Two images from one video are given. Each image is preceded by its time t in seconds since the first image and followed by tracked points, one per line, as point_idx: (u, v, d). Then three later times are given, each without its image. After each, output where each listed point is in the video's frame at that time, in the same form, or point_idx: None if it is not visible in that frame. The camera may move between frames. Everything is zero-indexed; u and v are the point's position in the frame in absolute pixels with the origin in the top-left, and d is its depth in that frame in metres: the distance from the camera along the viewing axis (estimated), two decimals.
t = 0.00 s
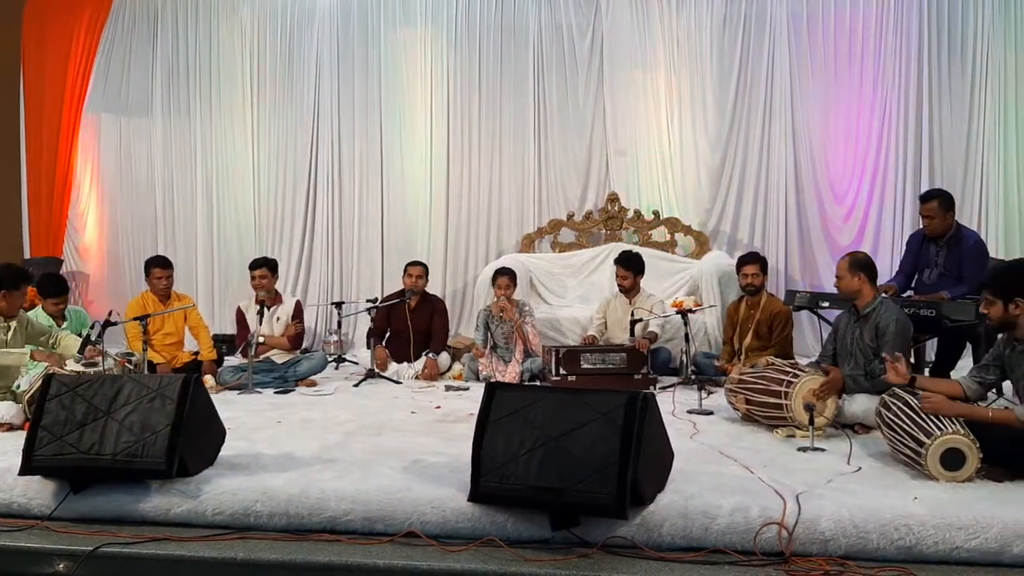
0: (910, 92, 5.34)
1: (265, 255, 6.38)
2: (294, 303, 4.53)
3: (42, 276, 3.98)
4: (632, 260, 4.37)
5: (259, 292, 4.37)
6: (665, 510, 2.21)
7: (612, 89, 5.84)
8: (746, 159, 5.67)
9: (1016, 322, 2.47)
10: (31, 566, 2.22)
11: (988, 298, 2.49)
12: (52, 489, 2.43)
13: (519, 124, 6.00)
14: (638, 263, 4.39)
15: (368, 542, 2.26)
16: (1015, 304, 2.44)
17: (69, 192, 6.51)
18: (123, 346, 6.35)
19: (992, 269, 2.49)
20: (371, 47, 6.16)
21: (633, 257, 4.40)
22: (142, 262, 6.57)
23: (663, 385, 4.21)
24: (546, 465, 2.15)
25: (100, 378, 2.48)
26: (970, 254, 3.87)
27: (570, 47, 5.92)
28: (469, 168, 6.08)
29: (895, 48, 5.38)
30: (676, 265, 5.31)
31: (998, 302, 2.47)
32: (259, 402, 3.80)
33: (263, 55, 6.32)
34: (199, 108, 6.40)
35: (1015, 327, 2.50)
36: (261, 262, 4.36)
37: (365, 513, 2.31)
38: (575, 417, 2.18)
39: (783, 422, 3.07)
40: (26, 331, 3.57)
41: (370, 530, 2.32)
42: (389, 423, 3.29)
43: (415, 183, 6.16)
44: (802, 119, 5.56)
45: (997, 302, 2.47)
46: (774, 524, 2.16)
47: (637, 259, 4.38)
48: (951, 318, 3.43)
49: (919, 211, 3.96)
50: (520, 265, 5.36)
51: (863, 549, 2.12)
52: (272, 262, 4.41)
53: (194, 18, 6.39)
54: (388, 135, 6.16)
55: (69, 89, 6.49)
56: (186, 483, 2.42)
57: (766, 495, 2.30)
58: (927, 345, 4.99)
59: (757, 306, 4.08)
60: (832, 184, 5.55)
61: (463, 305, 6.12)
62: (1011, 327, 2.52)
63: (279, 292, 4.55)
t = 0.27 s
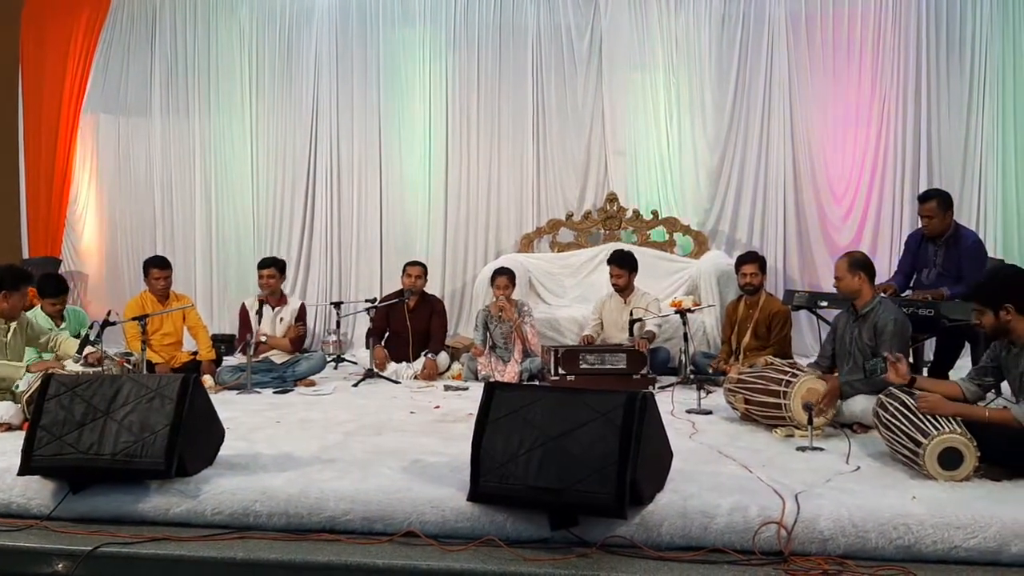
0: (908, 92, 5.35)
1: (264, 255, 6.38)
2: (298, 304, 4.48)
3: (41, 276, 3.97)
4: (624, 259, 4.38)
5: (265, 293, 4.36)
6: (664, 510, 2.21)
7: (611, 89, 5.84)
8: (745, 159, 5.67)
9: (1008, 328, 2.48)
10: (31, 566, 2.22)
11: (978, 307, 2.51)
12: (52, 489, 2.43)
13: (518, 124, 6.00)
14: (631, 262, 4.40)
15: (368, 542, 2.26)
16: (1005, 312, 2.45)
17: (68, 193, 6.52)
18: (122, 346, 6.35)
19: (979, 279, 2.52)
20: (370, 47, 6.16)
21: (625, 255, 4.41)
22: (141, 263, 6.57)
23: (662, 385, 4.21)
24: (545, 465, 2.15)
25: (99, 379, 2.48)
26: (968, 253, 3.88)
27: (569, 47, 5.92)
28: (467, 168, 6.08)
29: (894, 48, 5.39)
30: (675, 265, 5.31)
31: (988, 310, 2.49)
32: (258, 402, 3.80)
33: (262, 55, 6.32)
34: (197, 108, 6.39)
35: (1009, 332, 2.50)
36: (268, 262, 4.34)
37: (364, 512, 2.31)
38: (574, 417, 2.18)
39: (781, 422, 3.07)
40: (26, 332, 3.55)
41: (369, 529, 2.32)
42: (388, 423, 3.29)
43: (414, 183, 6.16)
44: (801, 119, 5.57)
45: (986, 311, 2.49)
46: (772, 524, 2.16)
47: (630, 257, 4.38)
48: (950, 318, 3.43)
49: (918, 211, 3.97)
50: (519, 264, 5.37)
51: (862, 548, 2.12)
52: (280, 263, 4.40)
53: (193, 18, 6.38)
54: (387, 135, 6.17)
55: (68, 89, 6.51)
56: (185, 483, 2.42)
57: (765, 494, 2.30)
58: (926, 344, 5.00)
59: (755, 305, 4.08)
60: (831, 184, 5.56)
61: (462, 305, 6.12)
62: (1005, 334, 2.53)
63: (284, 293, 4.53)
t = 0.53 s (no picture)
0: (906, 93, 5.36)
1: (264, 255, 6.38)
2: (304, 307, 4.51)
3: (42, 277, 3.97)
4: (621, 257, 4.40)
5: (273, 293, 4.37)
6: (663, 509, 2.21)
7: (610, 89, 5.84)
8: (744, 159, 5.68)
9: (1007, 329, 2.48)
10: (31, 566, 2.22)
11: (976, 310, 2.52)
12: (52, 489, 2.43)
13: (517, 124, 6.01)
14: (628, 258, 4.44)
15: (367, 541, 2.27)
16: (1004, 313, 2.46)
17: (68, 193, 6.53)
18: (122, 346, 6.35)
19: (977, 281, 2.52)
20: (369, 48, 6.16)
21: (623, 253, 4.44)
22: (141, 263, 6.57)
23: (662, 385, 4.21)
24: (545, 465, 2.15)
25: (99, 379, 2.48)
26: (967, 254, 3.89)
27: (568, 48, 5.93)
28: (467, 168, 6.08)
29: (892, 48, 5.39)
30: (674, 265, 5.32)
31: (986, 312, 2.49)
32: (258, 402, 3.80)
33: (261, 55, 6.32)
34: (197, 108, 6.39)
35: (1008, 333, 2.50)
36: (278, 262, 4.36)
37: (364, 512, 2.32)
38: (574, 417, 2.19)
39: (780, 422, 3.07)
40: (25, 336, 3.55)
41: (369, 529, 2.33)
42: (388, 423, 3.29)
43: (413, 184, 6.17)
44: (800, 119, 5.58)
45: (984, 313, 2.50)
46: (771, 524, 2.16)
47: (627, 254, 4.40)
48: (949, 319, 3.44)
49: (917, 212, 3.98)
50: (518, 265, 5.38)
51: (861, 548, 2.12)
52: (289, 265, 4.42)
53: (192, 18, 6.38)
54: (386, 135, 6.17)
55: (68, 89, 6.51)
56: (185, 483, 2.42)
57: (764, 494, 2.30)
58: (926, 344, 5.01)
59: (755, 306, 4.08)
60: (830, 185, 5.56)
61: (461, 305, 6.12)
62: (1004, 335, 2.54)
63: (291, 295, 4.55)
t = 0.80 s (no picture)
0: (902, 94, 5.38)
1: (261, 254, 6.38)
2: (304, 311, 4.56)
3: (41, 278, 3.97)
4: (617, 256, 4.39)
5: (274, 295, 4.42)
6: (661, 510, 2.22)
7: (607, 89, 5.85)
8: (742, 160, 5.68)
9: (1006, 329, 2.49)
10: (28, 567, 2.22)
11: (975, 309, 2.52)
12: (49, 490, 2.43)
13: (514, 125, 6.01)
14: (624, 257, 4.42)
15: (365, 542, 2.27)
16: (1003, 312, 2.46)
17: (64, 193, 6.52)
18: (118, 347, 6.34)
19: (976, 281, 2.52)
20: (366, 48, 6.16)
21: (618, 251, 4.43)
22: (137, 264, 6.56)
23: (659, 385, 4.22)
24: (543, 465, 2.15)
25: (96, 380, 2.48)
26: (964, 253, 3.91)
27: (565, 48, 5.93)
28: (464, 168, 6.08)
29: (889, 49, 5.40)
30: (671, 265, 5.32)
31: (986, 312, 2.49)
32: (255, 403, 3.80)
33: (258, 55, 6.31)
34: (194, 108, 6.38)
35: (1006, 334, 2.50)
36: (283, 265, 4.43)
37: (361, 513, 2.32)
38: (572, 417, 2.19)
39: (777, 422, 3.08)
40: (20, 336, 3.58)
41: (366, 530, 2.33)
42: (386, 424, 3.29)
43: (410, 184, 6.17)
44: (796, 120, 5.59)
45: (983, 313, 2.50)
46: (768, 524, 2.16)
47: (623, 253, 4.41)
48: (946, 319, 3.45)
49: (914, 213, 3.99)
50: (515, 265, 5.38)
51: (858, 548, 2.13)
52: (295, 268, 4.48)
53: (189, 18, 6.37)
54: (384, 135, 6.16)
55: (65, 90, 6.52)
56: (182, 484, 2.42)
57: (761, 494, 2.30)
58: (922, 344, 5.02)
59: (752, 305, 4.08)
60: (827, 185, 5.57)
61: (458, 305, 6.13)
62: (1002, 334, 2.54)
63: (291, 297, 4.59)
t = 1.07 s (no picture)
0: (898, 95, 5.39)
1: (257, 254, 6.37)
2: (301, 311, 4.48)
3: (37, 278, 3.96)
4: (614, 256, 4.39)
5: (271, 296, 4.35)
6: (657, 510, 2.22)
7: (603, 89, 5.85)
8: (738, 160, 5.69)
9: (1001, 329, 2.49)
10: (23, 568, 2.21)
11: (971, 309, 2.52)
12: (44, 491, 2.42)
13: (511, 125, 6.01)
14: (621, 257, 4.43)
15: (361, 543, 2.26)
16: (999, 311, 2.46)
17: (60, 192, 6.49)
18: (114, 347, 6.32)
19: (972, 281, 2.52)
20: (362, 48, 6.16)
21: (615, 252, 4.43)
22: (134, 264, 6.55)
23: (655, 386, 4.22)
24: (539, 466, 2.15)
25: (91, 381, 2.47)
26: (959, 254, 3.92)
27: (562, 48, 5.93)
28: (461, 169, 6.08)
29: (886, 49, 5.41)
30: (668, 265, 5.33)
31: (982, 311, 2.49)
32: (252, 403, 3.80)
33: (255, 55, 6.31)
34: (190, 108, 6.37)
35: (1001, 333, 2.51)
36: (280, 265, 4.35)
37: (357, 514, 2.31)
38: (568, 418, 2.19)
39: (773, 422, 3.08)
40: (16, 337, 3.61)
41: (362, 531, 2.32)
42: (382, 424, 3.29)
43: (406, 185, 6.16)
44: (792, 120, 5.59)
45: (979, 312, 2.50)
46: (764, 524, 2.17)
47: (620, 253, 4.41)
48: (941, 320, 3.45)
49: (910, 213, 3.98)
50: (512, 265, 5.38)
51: (853, 548, 2.13)
52: (291, 268, 4.40)
53: (186, 18, 6.36)
54: (380, 136, 6.16)
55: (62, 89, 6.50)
56: (178, 485, 2.42)
57: (757, 495, 2.31)
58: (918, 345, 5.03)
59: (749, 306, 4.09)
60: (824, 185, 5.57)
61: (455, 305, 6.12)
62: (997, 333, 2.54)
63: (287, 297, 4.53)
